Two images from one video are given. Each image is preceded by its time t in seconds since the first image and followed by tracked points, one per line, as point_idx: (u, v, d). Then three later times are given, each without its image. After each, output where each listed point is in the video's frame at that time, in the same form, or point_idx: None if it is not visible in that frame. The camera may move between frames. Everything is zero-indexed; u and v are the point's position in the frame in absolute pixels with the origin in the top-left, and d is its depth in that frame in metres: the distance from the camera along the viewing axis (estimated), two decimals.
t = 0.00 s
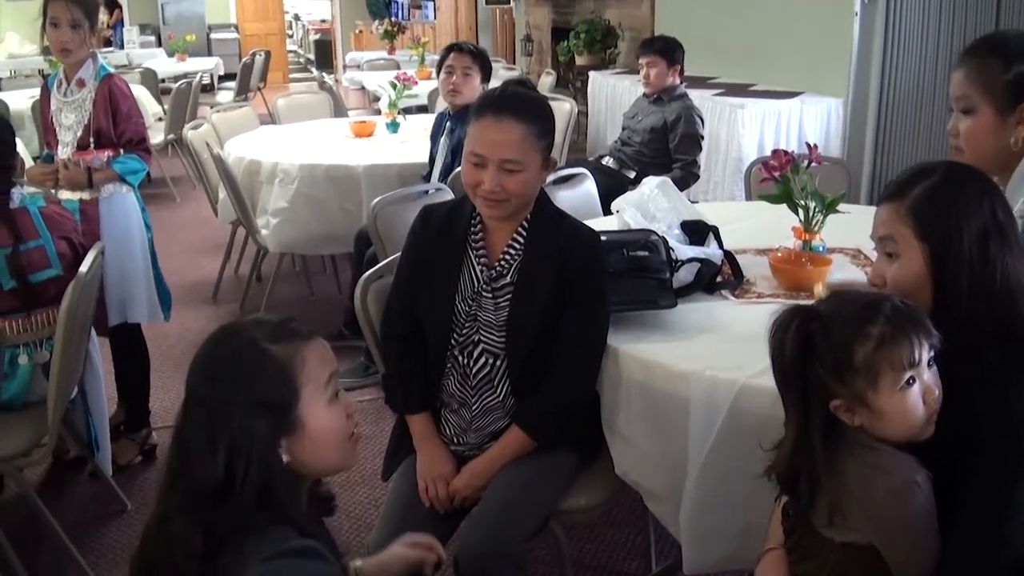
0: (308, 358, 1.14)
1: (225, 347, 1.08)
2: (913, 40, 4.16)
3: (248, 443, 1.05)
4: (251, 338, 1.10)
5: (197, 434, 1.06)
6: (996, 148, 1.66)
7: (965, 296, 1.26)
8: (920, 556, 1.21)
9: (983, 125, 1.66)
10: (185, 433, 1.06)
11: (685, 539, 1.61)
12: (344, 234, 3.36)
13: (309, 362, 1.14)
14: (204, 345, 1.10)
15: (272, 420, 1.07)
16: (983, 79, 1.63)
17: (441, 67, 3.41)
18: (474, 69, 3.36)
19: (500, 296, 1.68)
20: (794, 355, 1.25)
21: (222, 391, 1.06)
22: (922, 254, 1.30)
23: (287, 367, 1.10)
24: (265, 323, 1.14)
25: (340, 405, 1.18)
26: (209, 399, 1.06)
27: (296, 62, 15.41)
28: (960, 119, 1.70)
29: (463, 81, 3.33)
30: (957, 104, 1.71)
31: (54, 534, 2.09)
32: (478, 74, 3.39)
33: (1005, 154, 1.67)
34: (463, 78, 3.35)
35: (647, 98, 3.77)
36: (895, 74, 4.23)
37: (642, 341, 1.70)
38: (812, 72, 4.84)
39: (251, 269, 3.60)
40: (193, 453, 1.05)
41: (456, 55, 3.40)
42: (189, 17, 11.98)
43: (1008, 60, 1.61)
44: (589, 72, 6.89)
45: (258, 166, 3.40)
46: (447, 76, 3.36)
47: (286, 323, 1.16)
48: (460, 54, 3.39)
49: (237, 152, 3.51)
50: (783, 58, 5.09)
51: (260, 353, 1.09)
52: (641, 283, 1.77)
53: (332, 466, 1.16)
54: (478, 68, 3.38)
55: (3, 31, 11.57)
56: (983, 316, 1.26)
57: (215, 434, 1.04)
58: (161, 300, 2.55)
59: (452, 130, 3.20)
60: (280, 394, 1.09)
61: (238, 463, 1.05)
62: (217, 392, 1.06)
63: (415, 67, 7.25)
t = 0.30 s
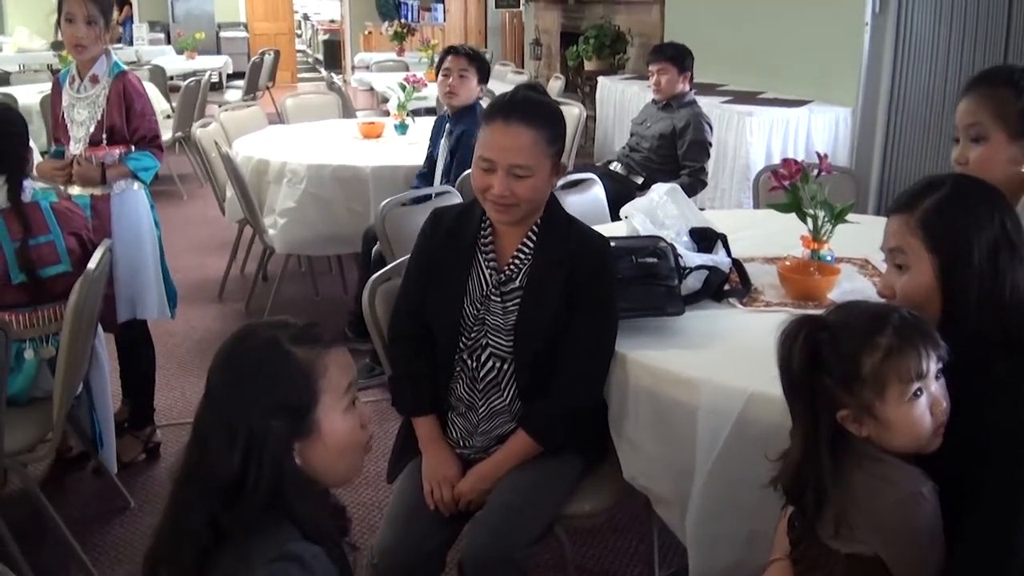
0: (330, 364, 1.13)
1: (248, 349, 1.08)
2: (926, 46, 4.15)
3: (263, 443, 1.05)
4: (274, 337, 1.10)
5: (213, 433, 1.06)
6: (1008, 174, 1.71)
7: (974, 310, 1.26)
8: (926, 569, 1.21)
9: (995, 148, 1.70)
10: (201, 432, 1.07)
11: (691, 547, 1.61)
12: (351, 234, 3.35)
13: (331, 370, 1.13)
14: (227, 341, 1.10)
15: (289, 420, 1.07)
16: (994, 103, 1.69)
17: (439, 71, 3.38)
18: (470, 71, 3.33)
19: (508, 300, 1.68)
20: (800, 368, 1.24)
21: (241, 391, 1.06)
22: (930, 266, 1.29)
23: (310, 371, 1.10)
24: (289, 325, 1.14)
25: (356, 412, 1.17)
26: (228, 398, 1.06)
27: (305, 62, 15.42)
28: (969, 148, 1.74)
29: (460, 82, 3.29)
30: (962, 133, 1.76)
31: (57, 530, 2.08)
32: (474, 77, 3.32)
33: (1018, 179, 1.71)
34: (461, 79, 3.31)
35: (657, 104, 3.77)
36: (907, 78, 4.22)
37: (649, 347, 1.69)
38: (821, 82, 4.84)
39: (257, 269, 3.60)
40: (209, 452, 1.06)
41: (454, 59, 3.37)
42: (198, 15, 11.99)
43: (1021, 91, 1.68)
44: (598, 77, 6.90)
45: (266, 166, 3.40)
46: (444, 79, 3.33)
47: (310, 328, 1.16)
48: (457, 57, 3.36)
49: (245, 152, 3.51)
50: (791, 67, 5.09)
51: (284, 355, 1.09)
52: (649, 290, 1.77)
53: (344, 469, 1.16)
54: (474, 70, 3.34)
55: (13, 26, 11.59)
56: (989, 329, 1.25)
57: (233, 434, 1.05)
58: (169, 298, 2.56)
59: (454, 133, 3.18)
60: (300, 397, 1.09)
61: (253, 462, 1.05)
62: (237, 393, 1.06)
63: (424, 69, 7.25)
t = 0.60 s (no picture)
0: (356, 374, 1.13)
1: (275, 355, 1.09)
2: (937, 53, 4.13)
3: (287, 448, 1.05)
4: (302, 346, 1.10)
5: (237, 437, 1.06)
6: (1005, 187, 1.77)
7: (998, 317, 1.26)
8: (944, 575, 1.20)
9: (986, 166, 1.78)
10: (225, 437, 1.07)
11: (708, 554, 1.60)
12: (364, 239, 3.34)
13: (356, 379, 1.13)
14: (255, 344, 1.11)
15: (314, 425, 1.08)
16: (979, 125, 1.78)
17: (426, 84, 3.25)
18: (455, 82, 3.21)
19: (523, 306, 1.68)
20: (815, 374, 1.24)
21: (263, 398, 1.06)
22: (958, 265, 1.28)
23: (336, 378, 1.10)
24: (318, 333, 1.14)
25: (376, 423, 1.17)
26: (251, 404, 1.06)
27: (316, 69, 15.46)
28: (960, 170, 1.82)
29: (445, 95, 3.16)
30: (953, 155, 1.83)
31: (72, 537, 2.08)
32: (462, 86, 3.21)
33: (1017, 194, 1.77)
34: (444, 91, 3.18)
35: (669, 109, 3.76)
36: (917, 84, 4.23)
37: (664, 354, 1.68)
38: (834, 85, 4.82)
39: (271, 275, 3.61)
40: (233, 456, 1.06)
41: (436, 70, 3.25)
42: (210, 23, 12.04)
43: (1007, 110, 1.77)
44: (609, 82, 6.90)
45: (279, 173, 3.40)
46: (429, 92, 3.20)
47: (338, 335, 1.16)
48: (439, 69, 3.24)
49: (258, 158, 3.51)
50: (804, 70, 5.08)
51: (311, 362, 1.09)
52: (664, 296, 1.76)
53: (365, 476, 1.16)
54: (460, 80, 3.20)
55: (25, 34, 11.66)
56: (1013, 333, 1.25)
57: (258, 440, 1.05)
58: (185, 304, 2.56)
59: (445, 143, 3.10)
60: (325, 403, 1.09)
61: (277, 466, 1.05)
62: (261, 397, 1.06)
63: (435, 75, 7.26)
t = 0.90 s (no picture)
0: (385, 380, 1.14)
1: (303, 360, 1.09)
2: (965, 67, 4.04)
3: (320, 454, 1.05)
4: (330, 353, 1.10)
5: (267, 443, 1.06)
6: None
7: None
8: None
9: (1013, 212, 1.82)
10: (254, 443, 1.07)
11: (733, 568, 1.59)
12: (383, 248, 3.35)
13: (386, 386, 1.14)
14: (282, 351, 1.11)
15: (345, 431, 1.08)
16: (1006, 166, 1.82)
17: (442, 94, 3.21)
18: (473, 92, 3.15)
19: (551, 318, 1.67)
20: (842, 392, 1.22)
21: (293, 404, 1.06)
22: (1007, 274, 1.27)
23: (365, 385, 1.11)
24: (343, 339, 1.14)
25: (404, 429, 1.18)
26: (282, 410, 1.06)
27: (341, 76, 15.56)
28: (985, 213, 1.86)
29: (463, 106, 3.11)
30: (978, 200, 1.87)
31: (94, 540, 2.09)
32: (480, 97, 3.16)
33: None
34: (462, 102, 3.13)
35: (695, 119, 3.75)
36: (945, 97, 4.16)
37: (691, 367, 1.67)
38: (860, 97, 4.79)
39: (295, 281, 3.62)
40: (263, 461, 1.06)
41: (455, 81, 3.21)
42: (237, 30, 12.12)
43: None
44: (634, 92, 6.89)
45: (305, 180, 3.42)
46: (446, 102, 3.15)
47: (363, 343, 1.16)
48: (457, 80, 3.19)
49: (284, 165, 3.53)
50: (830, 82, 5.06)
51: (340, 369, 1.09)
52: (691, 308, 1.75)
53: (393, 482, 1.16)
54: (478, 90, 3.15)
55: (53, 39, 11.77)
56: None
57: (289, 446, 1.05)
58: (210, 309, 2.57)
59: (465, 154, 3.10)
60: (355, 409, 1.09)
61: (311, 472, 1.05)
62: (290, 404, 1.06)
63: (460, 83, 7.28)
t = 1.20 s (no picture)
0: (427, 390, 1.14)
1: (346, 369, 1.09)
2: (1003, 82, 4.06)
3: (362, 464, 1.05)
4: (372, 363, 1.10)
5: (308, 452, 1.06)
6: None
7: None
8: None
9: None
10: (296, 452, 1.07)
11: None
12: (415, 257, 3.36)
13: (428, 396, 1.14)
14: (328, 361, 1.11)
15: (387, 442, 1.08)
16: None
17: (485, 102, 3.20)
18: (520, 104, 3.11)
19: (590, 332, 1.66)
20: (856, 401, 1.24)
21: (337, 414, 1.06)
22: None
23: (408, 396, 1.11)
24: (386, 350, 1.14)
25: (446, 440, 1.18)
26: (325, 419, 1.06)
27: (376, 86, 15.66)
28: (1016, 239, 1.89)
29: (508, 117, 3.09)
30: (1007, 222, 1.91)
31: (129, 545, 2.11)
32: (526, 108, 3.14)
33: None
34: (508, 113, 3.11)
35: (732, 131, 3.72)
36: (982, 115, 4.18)
37: (729, 382, 1.65)
38: (897, 108, 4.74)
39: (331, 290, 3.64)
40: (304, 469, 1.06)
41: (502, 91, 3.17)
42: (273, 41, 12.23)
43: None
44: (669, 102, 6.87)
45: (341, 190, 3.44)
46: (492, 112, 3.12)
47: (406, 354, 1.16)
48: (504, 90, 3.15)
49: (320, 175, 3.56)
50: (866, 92, 5.01)
51: (384, 379, 1.10)
52: (729, 323, 1.73)
53: (433, 492, 1.16)
54: (525, 102, 3.12)
55: (92, 49, 11.97)
56: None
57: (331, 455, 1.05)
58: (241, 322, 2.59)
59: (507, 166, 3.10)
60: (398, 420, 1.09)
61: (351, 482, 1.05)
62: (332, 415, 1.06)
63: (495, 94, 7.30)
